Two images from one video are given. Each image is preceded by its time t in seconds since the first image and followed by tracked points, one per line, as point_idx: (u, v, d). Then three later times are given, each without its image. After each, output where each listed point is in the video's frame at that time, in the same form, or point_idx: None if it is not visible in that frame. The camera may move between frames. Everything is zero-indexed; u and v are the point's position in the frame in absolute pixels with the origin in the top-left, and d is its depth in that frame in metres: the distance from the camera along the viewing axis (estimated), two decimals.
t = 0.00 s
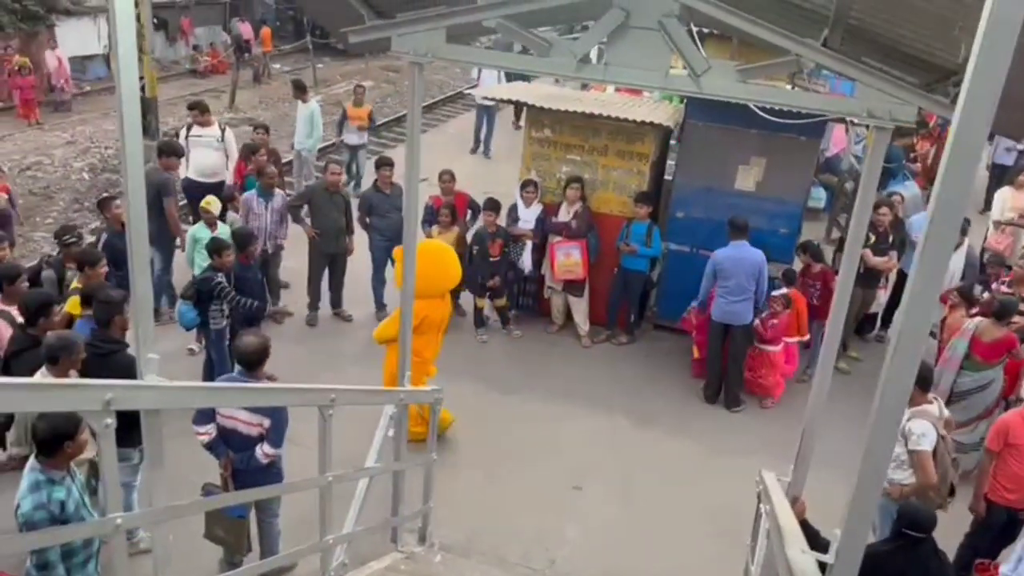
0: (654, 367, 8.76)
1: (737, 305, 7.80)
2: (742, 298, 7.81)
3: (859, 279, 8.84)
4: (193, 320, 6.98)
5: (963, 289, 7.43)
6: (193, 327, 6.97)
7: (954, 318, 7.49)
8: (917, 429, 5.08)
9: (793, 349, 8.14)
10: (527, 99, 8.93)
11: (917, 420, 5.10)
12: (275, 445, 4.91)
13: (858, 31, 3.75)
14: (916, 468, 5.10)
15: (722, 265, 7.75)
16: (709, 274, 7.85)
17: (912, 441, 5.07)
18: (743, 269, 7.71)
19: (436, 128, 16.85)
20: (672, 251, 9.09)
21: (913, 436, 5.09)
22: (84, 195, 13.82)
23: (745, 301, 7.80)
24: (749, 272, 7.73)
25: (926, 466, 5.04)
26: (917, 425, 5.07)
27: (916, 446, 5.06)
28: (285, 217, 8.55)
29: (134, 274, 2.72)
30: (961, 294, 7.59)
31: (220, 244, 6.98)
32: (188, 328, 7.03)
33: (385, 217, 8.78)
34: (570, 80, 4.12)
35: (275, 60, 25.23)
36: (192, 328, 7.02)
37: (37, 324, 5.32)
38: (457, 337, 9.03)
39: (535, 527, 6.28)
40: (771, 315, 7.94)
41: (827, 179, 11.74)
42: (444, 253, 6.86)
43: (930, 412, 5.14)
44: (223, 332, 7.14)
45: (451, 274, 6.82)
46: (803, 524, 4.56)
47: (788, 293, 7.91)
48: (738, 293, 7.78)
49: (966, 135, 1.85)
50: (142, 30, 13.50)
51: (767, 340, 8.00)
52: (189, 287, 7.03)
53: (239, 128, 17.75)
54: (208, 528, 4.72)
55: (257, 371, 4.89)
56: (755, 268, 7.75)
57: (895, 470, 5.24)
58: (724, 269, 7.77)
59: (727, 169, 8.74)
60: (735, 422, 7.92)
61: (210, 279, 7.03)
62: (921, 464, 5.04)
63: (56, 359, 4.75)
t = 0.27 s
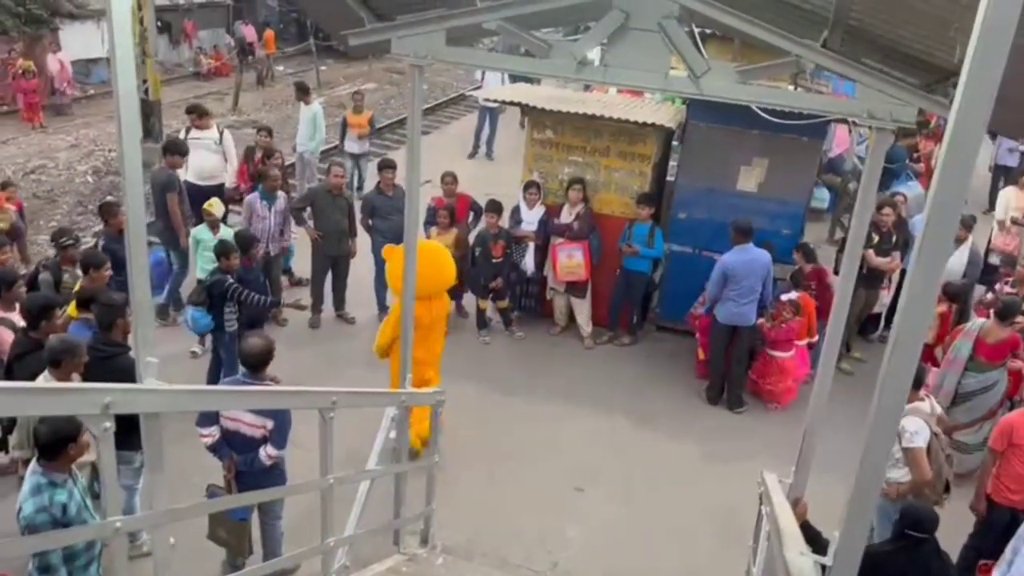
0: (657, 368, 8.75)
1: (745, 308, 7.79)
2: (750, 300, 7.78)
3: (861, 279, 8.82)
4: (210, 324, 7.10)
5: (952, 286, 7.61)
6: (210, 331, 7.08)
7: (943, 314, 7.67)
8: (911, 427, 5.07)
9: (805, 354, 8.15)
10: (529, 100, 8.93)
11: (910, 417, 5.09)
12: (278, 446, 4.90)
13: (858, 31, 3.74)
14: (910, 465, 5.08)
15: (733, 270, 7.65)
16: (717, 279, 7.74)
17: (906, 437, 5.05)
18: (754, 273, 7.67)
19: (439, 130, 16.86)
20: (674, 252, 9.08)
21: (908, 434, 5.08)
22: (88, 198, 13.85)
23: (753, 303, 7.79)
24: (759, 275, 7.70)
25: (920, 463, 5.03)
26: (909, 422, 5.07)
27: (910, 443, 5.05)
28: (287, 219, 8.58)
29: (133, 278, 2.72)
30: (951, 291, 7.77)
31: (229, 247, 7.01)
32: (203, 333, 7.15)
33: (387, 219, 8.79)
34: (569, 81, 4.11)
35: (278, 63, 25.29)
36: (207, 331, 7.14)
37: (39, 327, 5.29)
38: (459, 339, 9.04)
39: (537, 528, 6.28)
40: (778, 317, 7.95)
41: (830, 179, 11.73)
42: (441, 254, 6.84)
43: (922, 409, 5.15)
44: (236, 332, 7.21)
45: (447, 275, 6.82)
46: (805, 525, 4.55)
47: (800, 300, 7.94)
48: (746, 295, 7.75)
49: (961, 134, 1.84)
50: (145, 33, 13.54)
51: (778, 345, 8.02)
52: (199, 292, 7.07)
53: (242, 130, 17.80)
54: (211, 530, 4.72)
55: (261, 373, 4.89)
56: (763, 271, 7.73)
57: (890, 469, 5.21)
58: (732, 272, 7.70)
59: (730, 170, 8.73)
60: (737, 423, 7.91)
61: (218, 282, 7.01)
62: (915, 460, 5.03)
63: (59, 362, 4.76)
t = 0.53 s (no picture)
0: (659, 367, 8.74)
1: (751, 306, 7.79)
2: (758, 298, 7.79)
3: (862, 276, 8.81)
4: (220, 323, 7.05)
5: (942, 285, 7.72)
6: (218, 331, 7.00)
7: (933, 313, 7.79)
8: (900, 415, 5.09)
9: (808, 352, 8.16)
10: (530, 100, 8.92)
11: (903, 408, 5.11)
12: (282, 446, 4.92)
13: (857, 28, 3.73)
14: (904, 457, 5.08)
15: (745, 270, 7.61)
16: (730, 278, 7.66)
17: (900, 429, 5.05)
18: (762, 272, 7.67)
19: (440, 130, 16.86)
20: (675, 250, 9.07)
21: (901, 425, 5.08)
22: (90, 200, 13.88)
23: (759, 302, 7.80)
24: (767, 274, 7.71)
25: (914, 454, 5.02)
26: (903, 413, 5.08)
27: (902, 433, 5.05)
28: (289, 220, 8.57)
29: (131, 279, 2.72)
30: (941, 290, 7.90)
31: (231, 247, 6.94)
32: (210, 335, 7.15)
33: (389, 219, 8.79)
34: (568, 80, 4.10)
35: (280, 63, 25.32)
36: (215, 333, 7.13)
37: (41, 328, 5.29)
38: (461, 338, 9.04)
39: (539, 527, 6.27)
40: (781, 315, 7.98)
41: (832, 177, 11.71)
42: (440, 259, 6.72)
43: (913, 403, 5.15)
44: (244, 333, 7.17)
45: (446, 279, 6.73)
46: (807, 523, 4.54)
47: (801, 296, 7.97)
48: (754, 294, 7.74)
49: (957, 130, 1.84)
50: (146, 34, 13.56)
51: (783, 344, 8.02)
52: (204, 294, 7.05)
53: (244, 131, 17.82)
54: (214, 529, 4.72)
55: (265, 373, 4.88)
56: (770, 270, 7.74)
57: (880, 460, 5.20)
58: (744, 272, 7.64)
59: (731, 168, 8.72)
60: (739, 421, 7.90)
61: (224, 283, 6.97)
62: (909, 451, 5.03)
63: (61, 363, 4.77)
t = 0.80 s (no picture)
0: (660, 364, 8.74)
1: (758, 304, 7.76)
2: (764, 296, 7.77)
3: (864, 273, 8.80)
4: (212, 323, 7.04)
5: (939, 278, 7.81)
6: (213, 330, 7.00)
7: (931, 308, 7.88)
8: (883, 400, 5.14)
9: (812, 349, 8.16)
10: (530, 97, 8.91)
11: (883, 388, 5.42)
12: (286, 446, 4.94)
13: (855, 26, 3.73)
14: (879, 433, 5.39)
15: (755, 267, 7.57)
16: (739, 276, 7.59)
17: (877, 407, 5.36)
18: (771, 270, 7.65)
19: (441, 128, 16.86)
20: (677, 247, 9.06)
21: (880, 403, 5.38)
22: (92, 199, 13.90)
23: (766, 300, 7.79)
24: (774, 272, 7.70)
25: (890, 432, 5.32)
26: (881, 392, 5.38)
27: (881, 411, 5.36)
28: (289, 220, 8.57)
29: (130, 280, 2.72)
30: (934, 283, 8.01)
31: (230, 247, 6.98)
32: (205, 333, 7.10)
33: (390, 217, 8.79)
34: (567, 78, 4.10)
35: (281, 61, 25.32)
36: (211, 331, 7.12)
37: (43, 328, 5.29)
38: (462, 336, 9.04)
39: (540, 525, 6.28)
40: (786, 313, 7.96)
41: (833, 173, 11.69)
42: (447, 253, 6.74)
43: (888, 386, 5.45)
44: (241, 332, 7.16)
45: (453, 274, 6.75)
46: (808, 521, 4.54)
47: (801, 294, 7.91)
48: (761, 292, 7.72)
49: (954, 126, 1.83)
50: (147, 33, 13.56)
51: (787, 340, 8.05)
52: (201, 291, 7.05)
53: (246, 130, 17.83)
54: (219, 529, 4.73)
55: (268, 373, 4.87)
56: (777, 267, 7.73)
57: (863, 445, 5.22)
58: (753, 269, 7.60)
59: (732, 165, 8.71)
60: (741, 418, 7.89)
61: (220, 282, 6.97)
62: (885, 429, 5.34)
63: (63, 364, 4.77)
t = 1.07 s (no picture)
0: (659, 363, 8.74)
1: (758, 305, 7.75)
2: (764, 296, 7.76)
3: (863, 272, 8.78)
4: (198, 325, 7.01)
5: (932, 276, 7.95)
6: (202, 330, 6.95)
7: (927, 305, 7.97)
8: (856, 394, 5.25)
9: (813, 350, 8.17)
10: (528, 97, 8.90)
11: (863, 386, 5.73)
12: (285, 450, 4.95)
13: (850, 33, 3.72)
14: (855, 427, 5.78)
15: (750, 267, 7.57)
16: (735, 277, 7.62)
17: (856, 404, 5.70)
18: (770, 271, 7.63)
19: (440, 125, 16.85)
20: (676, 246, 9.06)
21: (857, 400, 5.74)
22: (92, 198, 13.91)
23: (766, 300, 7.77)
24: (773, 272, 7.67)
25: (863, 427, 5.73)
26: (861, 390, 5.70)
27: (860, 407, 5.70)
28: (288, 221, 8.58)
29: (123, 292, 2.73)
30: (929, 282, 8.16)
31: (223, 248, 6.98)
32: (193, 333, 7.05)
33: (388, 218, 8.79)
34: (561, 84, 4.10)
35: (281, 58, 25.29)
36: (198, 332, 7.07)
37: (42, 333, 5.26)
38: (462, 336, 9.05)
39: (539, 526, 6.30)
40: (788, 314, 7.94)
41: (832, 170, 11.67)
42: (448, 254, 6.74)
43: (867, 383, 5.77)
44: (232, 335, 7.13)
45: (451, 277, 6.73)
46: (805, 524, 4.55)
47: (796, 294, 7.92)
48: (760, 292, 7.71)
49: (947, 129, 1.82)
50: (145, 31, 13.54)
51: (790, 340, 8.05)
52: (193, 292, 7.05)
53: (246, 127, 17.83)
54: (218, 534, 4.73)
55: (268, 378, 4.89)
56: (777, 268, 7.70)
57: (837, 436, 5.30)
58: (751, 270, 7.60)
59: (731, 164, 8.70)
60: (740, 418, 7.90)
61: (211, 282, 6.95)
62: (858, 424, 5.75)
63: (62, 370, 4.78)
